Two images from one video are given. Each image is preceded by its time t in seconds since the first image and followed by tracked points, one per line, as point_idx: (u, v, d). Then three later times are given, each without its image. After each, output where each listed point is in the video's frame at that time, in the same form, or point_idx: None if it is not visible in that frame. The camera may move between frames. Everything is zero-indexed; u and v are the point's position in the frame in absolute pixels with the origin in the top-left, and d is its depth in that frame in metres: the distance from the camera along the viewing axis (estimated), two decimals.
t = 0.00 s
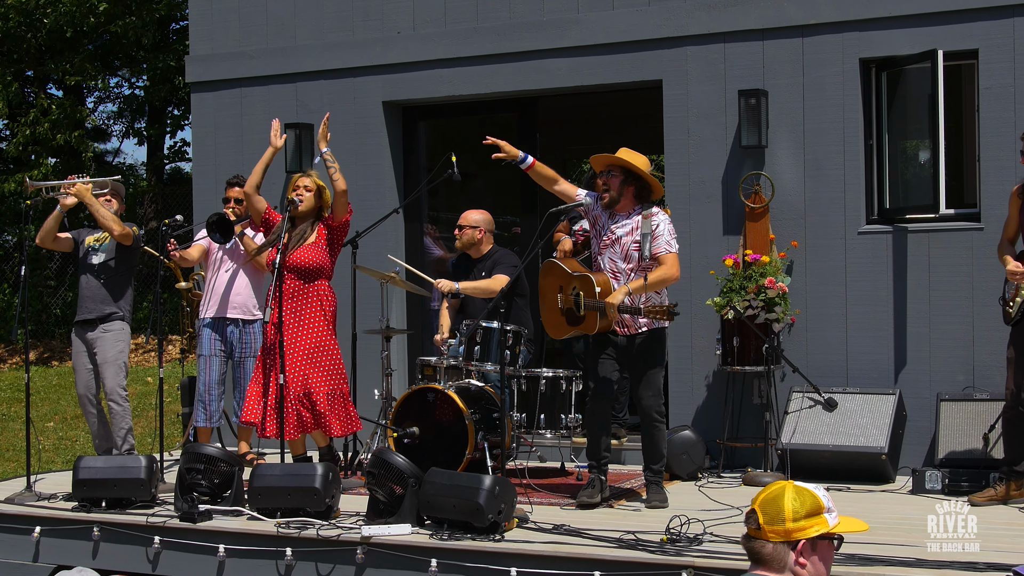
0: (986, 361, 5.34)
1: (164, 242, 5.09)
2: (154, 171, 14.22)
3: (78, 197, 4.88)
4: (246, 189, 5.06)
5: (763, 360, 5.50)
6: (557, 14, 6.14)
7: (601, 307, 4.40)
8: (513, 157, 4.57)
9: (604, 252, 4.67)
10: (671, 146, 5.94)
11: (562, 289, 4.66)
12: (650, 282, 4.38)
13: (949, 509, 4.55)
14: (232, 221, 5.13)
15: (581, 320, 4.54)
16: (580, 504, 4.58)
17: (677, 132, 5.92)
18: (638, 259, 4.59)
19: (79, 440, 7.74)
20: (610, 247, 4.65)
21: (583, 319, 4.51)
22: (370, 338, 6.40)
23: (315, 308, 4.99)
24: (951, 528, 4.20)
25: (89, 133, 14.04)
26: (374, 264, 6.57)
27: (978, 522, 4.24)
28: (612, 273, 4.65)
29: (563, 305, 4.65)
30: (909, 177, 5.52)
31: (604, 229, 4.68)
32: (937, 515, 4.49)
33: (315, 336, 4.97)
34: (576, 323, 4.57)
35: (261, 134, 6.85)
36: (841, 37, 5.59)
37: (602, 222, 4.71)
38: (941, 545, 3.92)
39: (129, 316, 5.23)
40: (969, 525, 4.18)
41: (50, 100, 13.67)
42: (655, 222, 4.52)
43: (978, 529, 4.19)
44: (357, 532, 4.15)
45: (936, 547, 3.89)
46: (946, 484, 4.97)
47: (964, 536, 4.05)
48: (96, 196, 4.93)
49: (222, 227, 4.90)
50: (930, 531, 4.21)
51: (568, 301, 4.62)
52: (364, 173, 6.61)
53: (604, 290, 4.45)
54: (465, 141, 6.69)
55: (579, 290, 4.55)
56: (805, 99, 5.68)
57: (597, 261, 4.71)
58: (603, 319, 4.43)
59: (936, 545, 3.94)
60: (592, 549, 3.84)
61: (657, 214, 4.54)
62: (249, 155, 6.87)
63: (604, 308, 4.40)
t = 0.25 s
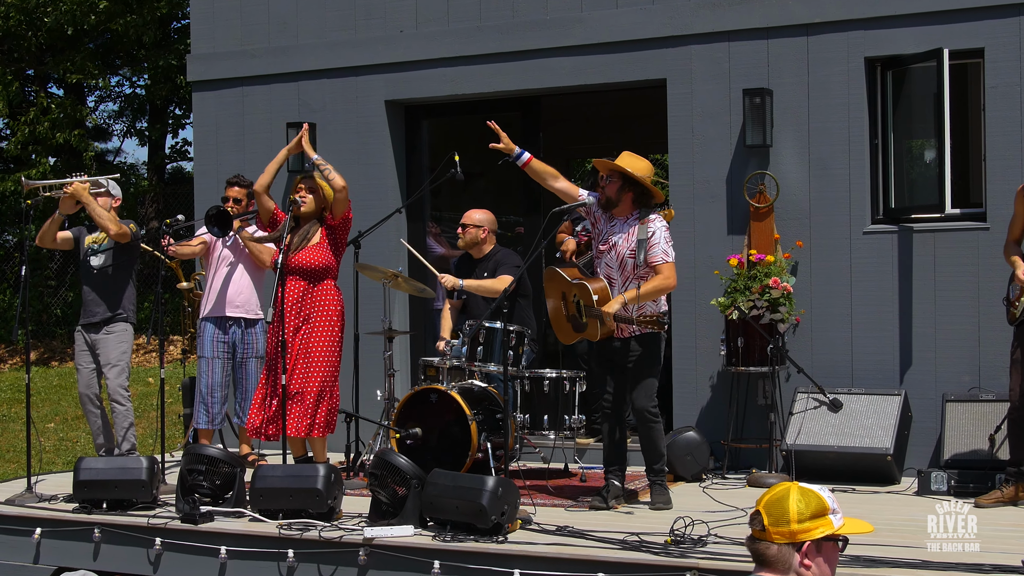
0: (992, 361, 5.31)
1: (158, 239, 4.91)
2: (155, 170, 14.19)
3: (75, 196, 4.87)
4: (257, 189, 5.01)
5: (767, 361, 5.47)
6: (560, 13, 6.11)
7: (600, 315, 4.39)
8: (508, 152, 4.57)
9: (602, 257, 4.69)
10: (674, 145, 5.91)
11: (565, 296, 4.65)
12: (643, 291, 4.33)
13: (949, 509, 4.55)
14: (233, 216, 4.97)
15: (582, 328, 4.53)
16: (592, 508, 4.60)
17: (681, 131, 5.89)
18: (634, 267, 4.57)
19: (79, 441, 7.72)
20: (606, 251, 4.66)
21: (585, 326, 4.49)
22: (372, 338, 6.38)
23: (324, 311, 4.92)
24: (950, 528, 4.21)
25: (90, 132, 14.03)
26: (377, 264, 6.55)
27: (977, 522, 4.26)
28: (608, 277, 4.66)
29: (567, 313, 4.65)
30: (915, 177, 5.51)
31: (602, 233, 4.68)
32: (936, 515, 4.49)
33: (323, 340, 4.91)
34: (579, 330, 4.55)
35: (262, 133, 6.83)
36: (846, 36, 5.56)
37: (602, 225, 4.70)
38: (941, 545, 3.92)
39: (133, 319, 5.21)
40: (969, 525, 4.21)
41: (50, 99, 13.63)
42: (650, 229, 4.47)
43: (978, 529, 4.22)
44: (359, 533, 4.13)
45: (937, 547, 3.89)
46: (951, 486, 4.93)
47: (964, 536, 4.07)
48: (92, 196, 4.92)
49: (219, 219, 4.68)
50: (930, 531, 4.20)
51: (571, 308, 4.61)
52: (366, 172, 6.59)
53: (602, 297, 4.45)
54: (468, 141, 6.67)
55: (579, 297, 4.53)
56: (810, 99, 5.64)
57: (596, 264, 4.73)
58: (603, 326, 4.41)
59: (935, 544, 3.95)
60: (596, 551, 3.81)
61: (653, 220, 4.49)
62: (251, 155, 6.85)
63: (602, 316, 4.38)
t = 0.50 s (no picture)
0: (997, 361, 5.28)
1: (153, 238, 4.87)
2: (157, 169, 14.15)
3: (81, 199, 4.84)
4: (263, 185, 5.02)
5: (772, 361, 5.43)
6: (563, 11, 6.08)
7: (607, 321, 4.37)
8: (508, 163, 4.58)
9: (605, 261, 4.65)
10: (679, 144, 5.87)
11: (570, 301, 4.62)
12: (654, 299, 4.36)
13: (949, 509, 4.55)
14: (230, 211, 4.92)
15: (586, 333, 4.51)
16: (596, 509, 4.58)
17: (685, 130, 5.86)
18: (637, 274, 4.55)
19: (80, 442, 7.70)
20: (610, 256, 4.63)
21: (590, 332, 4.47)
22: (375, 339, 6.35)
23: (330, 313, 4.91)
24: (950, 527, 4.20)
25: (91, 131, 14.01)
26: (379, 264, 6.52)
27: (978, 522, 4.25)
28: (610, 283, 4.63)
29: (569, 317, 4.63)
30: (920, 176, 5.49)
31: (606, 238, 4.64)
32: (936, 515, 4.48)
33: (328, 342, 4.90)
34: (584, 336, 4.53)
35: (264, 132, 6.80)
36: (852, 34, 5.53)
37: (605, 230, 4.67)
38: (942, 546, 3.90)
39: (131, 317, 5.19)
40: (969, 525, 4.20)
41: (51, 98, 13.59)
42: (657, 238, 4.46)
43: (978, 529, 4.21)
44: (362, 535, 4.10)
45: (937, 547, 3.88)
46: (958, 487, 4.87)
47: (964, 536, 4.06)
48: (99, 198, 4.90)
49: (215, 216, 4.64)
50: (930, 531, 4.19)
51: (575, 314, 4.59)
52: (368, 172, 6.56)
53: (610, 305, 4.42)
54: (471, 140, 6.64)
55: (585, 303, 4.51)
56: (815, 97, 5.61)
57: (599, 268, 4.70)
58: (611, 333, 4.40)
59: (935, 544, 3.94)
60: (599, 552, 3.79)
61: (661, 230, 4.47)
62: (253, 154, 6.83)
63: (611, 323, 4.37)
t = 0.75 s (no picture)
0: (1003, 362, 5.24)
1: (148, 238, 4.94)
2: (158, 169, 14.12)
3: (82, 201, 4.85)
4: (252, 187, 5.01)
5: (777, 362, 5.40)
6: (567, 10, 6.05)
7: (616, 322, 4.34)
8: (507, 167, 4.63)
9: (608, 262, 4.63)
10: (682, 143, 5.85)
11: (573, 303, 4.62)
12: (665, 297, 4.35)
13: (949, 509, 4.57)
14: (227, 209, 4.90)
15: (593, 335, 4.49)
16: (600, 509, 4.54)
17: (689, 129, 5.83)
18: (641, 274, 4.52)
19: (81, 443, 7.68)
20: (613, 256, 4.60)
21: (597, 333, 4.46)
22: (377, 339, 6.33)
23: (333, 313, 4.89)
24: (950, 528, 4.21)
25: (92, 130, 13.98)
26: (382, 264, 6.50)
27: (978, 522, 4.27)
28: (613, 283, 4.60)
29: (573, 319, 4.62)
30: (926, 176, 5.47)
31: (607, 238, 4.61)
32: (937, 515, 4.50)
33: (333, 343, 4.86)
34: (589, 337, 4.52)
35: (266, 132, 6.78)
36: (857, 33, 5.50)
37: (606, 230, 4.64)
38: (941, 545, 3.91)
39: (130, 317, 5.17)
40: (969, 525, 4.22)
41: (51, 96, 13.48)
42: (661, 237, 4.42)
43: (978, 529, 4.22)
44: (364, 536, 4.08)
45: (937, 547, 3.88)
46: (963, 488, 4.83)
47: (964, 535, 4.07)
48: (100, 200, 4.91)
49: (210, 217, 4.59)
50: (930, 531, 4.20)
51: (579, 315, 4.58)
52: (371, 171, 6.54)
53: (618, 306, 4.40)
54: (474, 140, 6.62)
55: (590, 304, 4.50)
56: (820, 96, 5.58)
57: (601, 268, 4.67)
58: (619, 334, 4.36)
59: (936, 544, 3.94)
60: (603, 554, 3.76)
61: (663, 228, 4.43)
62: (254, 154, 6.80)
63: (618, 323, 4.34)
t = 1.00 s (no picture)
0: (1009, 362, 5.21)
1: (148, 237, 4.93)
2: (158, 168, 14.10)
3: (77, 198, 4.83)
4: (263, 189, 4.99)
5: (781, 362, 5.37)
6: (570, 9, 6.02)
7: (622, 326, 4.32)
8: (509, 171, 4.62)
9: (611, 264, 4.59)
10: (687, 143, 5.81)
11: (576, 306, 4.58)
12: (671, 299, 4.32)
13: (949, 509, 4.57)
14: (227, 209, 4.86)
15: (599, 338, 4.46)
16: (604, 511, 4.52)
17: (693, 129, 5.80)
18: (646, 275, 4.49)
19: (81, 444, 7.66)
20: (617, 258, 4.56)
21: (603, 336, 4.43)
22: (380, 339, 6.31)
23: (336, 313, 4.84)
24: (950, 528, 4.20)
25: (93, 130, 13.95)
26: (384, 264, 6.48)
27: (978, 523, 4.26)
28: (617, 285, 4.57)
29: (577, 321, 4.59)
30: (931, 175, 5.45)
31: (611, 240, 4.58)
32: (937, 515, 4.49)
33: (336, 343, 4.83)
34: (594, 340, 4.49)
35: (268, 131, 6.75)
36: (862, 32, 5.46)
37: (608, 232, 4.60)
38: (942, 545, 3.89)
39: (135, 319, 5.16)
40: (969, 525, 4.21)
41: (51, 94, 13.46)
42: (666, 239, 4.37)
43: (978, 530, 4.21)
44: (366, 538, 4.05)
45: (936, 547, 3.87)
46: (968, 489, 4.82)
47: (964, 536, 4.07)
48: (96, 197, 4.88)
49: (209, 217, 4.55)
50: (930, 531, 4.19)
51: (583, 319, 4.54)
52: (373, 171, 6.51)
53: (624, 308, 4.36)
54: (478, 138, 6.59)
55: (596, 308, 4.46)
56: (825, 95, 5.55)
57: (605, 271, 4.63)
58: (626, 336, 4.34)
59: (935, 544, 3.93)
60: (606, 555, 3.74)
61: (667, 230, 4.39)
62: (256, 153, 6.78)
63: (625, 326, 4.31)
